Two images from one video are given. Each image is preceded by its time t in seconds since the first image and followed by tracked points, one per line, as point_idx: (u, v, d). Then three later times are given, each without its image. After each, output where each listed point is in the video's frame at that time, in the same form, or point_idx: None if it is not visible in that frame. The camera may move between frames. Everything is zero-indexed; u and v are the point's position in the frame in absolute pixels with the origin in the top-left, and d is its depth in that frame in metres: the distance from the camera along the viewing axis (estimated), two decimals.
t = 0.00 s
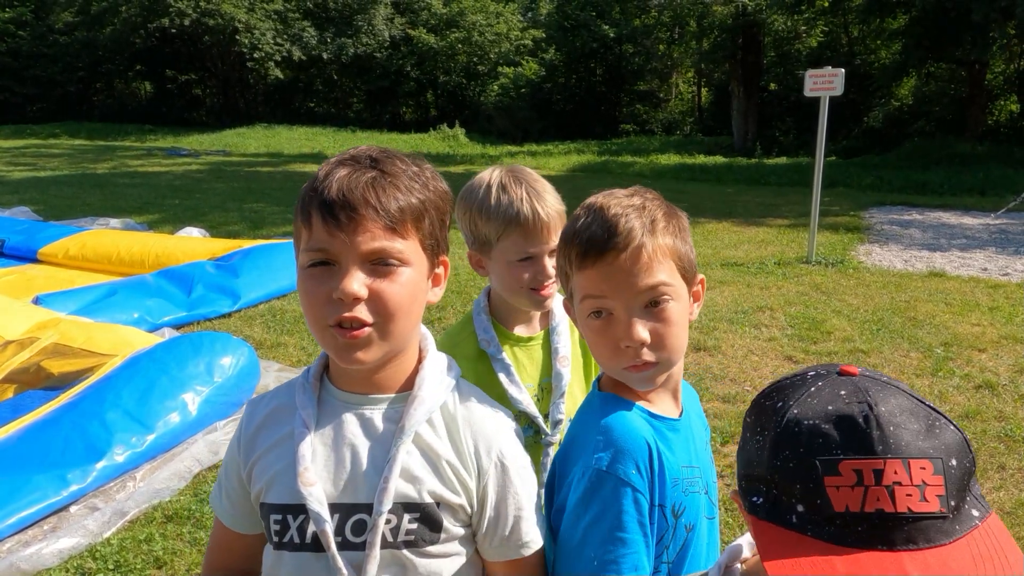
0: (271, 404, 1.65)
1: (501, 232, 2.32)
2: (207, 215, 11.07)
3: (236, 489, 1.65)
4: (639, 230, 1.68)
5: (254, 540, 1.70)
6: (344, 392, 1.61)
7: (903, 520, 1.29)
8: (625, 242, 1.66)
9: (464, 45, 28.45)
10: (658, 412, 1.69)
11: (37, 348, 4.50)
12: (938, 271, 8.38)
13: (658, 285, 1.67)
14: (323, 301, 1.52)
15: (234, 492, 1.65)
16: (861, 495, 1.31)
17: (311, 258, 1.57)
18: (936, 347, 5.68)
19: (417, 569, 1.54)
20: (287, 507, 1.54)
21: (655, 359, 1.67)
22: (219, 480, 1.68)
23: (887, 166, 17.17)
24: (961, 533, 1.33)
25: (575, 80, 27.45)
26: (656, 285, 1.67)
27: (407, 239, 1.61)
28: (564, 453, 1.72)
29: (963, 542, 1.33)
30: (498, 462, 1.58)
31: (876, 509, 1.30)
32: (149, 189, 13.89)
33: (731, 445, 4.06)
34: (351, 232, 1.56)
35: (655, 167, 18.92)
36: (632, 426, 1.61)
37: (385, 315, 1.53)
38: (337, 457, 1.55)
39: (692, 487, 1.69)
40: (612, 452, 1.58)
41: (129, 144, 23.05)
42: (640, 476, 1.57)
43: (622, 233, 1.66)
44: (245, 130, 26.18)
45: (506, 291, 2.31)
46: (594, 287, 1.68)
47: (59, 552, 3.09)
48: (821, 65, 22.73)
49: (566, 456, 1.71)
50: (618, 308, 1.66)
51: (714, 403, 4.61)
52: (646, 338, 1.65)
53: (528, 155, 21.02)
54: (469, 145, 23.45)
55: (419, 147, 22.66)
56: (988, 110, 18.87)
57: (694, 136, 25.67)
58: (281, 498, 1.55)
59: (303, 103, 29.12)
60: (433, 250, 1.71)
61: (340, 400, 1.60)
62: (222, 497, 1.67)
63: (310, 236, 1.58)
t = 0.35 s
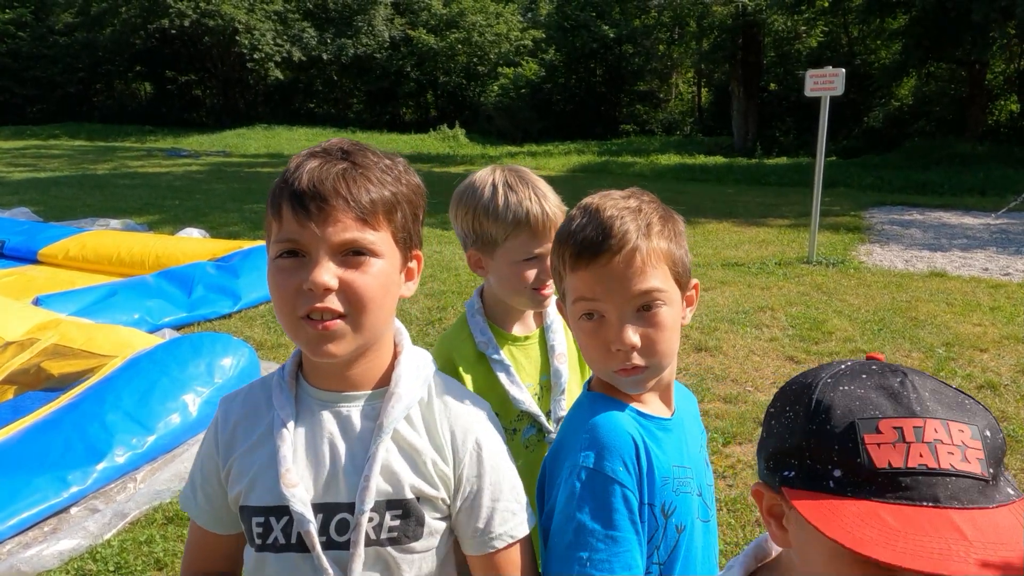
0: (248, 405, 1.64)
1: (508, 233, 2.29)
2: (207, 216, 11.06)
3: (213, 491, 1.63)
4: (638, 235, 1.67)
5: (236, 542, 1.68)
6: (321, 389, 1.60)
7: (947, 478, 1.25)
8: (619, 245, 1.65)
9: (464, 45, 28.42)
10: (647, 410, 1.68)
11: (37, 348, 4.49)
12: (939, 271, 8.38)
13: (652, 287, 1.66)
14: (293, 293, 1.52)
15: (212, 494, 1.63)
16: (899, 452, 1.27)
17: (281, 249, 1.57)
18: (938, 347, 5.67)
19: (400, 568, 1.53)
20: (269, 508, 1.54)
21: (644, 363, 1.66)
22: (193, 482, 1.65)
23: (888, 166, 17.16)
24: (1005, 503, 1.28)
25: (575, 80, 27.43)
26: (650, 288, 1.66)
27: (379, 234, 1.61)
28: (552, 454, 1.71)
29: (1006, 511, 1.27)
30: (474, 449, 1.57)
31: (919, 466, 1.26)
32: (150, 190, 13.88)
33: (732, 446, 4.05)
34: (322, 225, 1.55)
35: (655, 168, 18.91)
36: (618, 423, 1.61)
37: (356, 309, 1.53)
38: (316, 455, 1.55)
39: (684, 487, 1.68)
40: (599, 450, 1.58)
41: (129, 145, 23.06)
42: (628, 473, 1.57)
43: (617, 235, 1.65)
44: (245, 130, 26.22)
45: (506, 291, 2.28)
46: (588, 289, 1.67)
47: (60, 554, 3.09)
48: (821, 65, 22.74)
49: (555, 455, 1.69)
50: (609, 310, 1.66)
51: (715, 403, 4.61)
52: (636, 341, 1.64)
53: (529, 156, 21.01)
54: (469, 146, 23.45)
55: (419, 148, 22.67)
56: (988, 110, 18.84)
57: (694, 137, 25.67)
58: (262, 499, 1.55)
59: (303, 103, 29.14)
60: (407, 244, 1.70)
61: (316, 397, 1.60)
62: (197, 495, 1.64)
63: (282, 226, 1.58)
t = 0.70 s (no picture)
0: (224, 404, 1.64)
1: (511, 236, 2.30)
2: (207, 217, 11.05)
3: (190, 489, 1.63)
4: (639, 241, 1.67)
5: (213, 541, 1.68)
6: (295, 392, 1.60)
7: (869, 416, 1.25)
8: (620, 250, 1.65)
9: (464, 46, 28.42)
10: (632, 412, 1.68)
11: (39, 350, 4.49)
12: (940, 271, 8.38)
13: (649, 293, 1.66)
14: (261, 300, 1.51)
15: (190, 493, 1.63)
16: (832, 397, 1.31)
17: (250, 256, 1.56)
18: (939, 347, 5.68)
19: (368, 567, 1.52)
20: (240, 507, 1.53)
21: (638, 367, 1.66)
22: (172, 483, 1.65)
23: (889, 166, 17.15)
24: (938, 454, 1.23)
25: (575, 81, 27.45)
26: (647, 294, 1.67)
27: (349, 242, 1.61)
28: (539, 457, 1.71)
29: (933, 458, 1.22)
30: (443, 448, 1.56)
31: (845, 407, 1.28)
32: (151, 191, 13.87)
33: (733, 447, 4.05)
34: (289, 233, 1.55)
35: (656, 168, 18.92)
36: (602, 424, 1.61)
37: (325, 317, 1.53)
38: (286, 454, 1.55)
39: (673, 489, 1.67)
40: (582, 450, 1.57)
41: (130, 146, 23.06)
42: (612, 473, 1.57)
43: (618, 240, 1.66)
44: (245, 131, 26.23)
45: (510, 294, 2.28)
46: (588, 293, 1.67)
47: (64, 556, 3.11)
48: (820, 65, 22.76)
49: (542, 457, 1.69)
50: (607, 314, 1.66)
51: (716, 404, 4.61)
52: (631, 346, 1.64)
53: (529, 156, 21.00)
54: (469, 146, 23.46)
55: (420, 148, 22.68)
56: (988, 110, 18.85)
57: (695, 137, 25.67)
58: (233, 498, 1.54)
59: (303, 104, 29.20)
60: (377, 251, 1.69)
61: (289, 399, 1.60)
62: (176, 495, 1.64)
63: (250, 234, 1.57)
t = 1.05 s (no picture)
0: (184, 405, 1.63)
1: (516, 234, 2.30)
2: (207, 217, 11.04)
3: (153, 490, 1.63)
4: (634, 236, 1.67)
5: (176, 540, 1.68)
6: (253, 394, 1.58)
7: (854, 417, 1.24)
8: (616, 243, 1.65)
9: (464, 46, 28.44)
10: (612, 411, 1.66)
11: (39, 351, 4.48)
12: (940, 271, 8.39)
13: (639, 289, 1.65)
14: (221, 306, 1.49)
15: (153, 493, 1.62)
16: (815, 397, 1.30)
17: (210, 262, 1.54)
18: (940, 347, 5.68)
19: (324, 568, 1.51)
20: (197, 508, 1.52)
21: (625, 362, 1.64)
22: (136, 483, 1.65)
23: (889, 166, 17.14)
24: (921, 453, 1.22)
25: (575, 81, 27.47)
26: (637, 290, 1.65)
27: (309, 249, 1.59)
28: (520, 456, 1.69)
29: (918, 459, 1.21)
30: (398, 450, 1.55)
31: (830, 407, 1.28)
32: (151, 192, 13.84)
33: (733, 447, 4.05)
34: (250, 240, 1.53)
35: (656, 168, 18.92)
36: (581, 424, 1.59)
37: (284, 323, 1.51)
38: (242, 455, 1.53)
39: (656, 487, 1.65)
40: (562, 449, 1.55)
41: (131, 147, 23.06)
42: (592, 472, 1.54)
43: (616, 233, 1.65)
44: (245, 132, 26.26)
45: (516, 294, 2.28)
46: (580, 285, 1.66)
47: (65, 556, 3.09)
48: (820, 65, 22.83)
49: (523, 456, 1.67)
50: (597, 306, 1.65)
51: (716, 404, 4.61)
52: (619, 340, 1.63)
53: (529, 157, 21.01)
54: (469, 147, 23.47)
55: (420, 149, 22.70)
56: (988, 110, 18.87)
57: (695, 137, 25.70)
58: (191, 499, 1.53)
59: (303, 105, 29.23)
60: (336, 260, 1.68)
61: (247, 401, 1.58)
62: (140, 496, 1.64)
63: (212, 241, 1.55)
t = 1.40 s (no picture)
0: (178, 417, 1.60)
1: (516, 234, 2.30)
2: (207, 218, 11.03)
3: (148, 504, 1.60)
4: (627, 235, 1.67)
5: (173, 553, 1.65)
6: (249, 401, 1.57)
7: (876, 412, 1.27)
8: (611, 242, 1.65)
9: (464, 47, 28.44)
10: (599, 415, 1.67)
11: (40, 352, 4.48)
12: (940, 271, 8.39)
13: (630, 289, 1.65)
14: (212, 304, 1.49)
15: (148, 507, 1.60)
16: (834, 396, 1.33)
17: (201, 263, 1.54)
18: (940, 347, 5.68)
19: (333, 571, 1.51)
20: (199, 519, 1.50)
21: (615, 360, 1.64)
22: (129, 497, 1.62)
23: (889, 166, 17.14)
24: (948, 449, 1.23)
25: (575, 82, 27.46)
26: (629, 289, 1.65)
27: (298, 245, 1.59)
28: (504, 457, 1.70)
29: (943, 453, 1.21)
30: (405, 449, 1.58)
31: (850, 404, 1.30)
32: (152, 193, 13.84)
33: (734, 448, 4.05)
34: (239, 236, 1.53)
35: (656, 168, 18.92)
36: (564, 428, 1.59)
37: (276, 320, 1.50)
38: (245, 462, 1.52)
39: (636, 489, 1.63)
40: (537, 454, 1.57)
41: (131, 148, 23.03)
42: (568, 477, 1.55)
43: (610, 232, 1.65)
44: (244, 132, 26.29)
45: (516, 295, 2.28)
46: (572, 283, 1.65)
47: (66, 557, 3.08)
48: (821, 66, 22.86)
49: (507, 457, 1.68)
50: (588, 304, 1.64)
51: (717, 404, 4.61)
52: (610, 338, 1.62)
53: (529, 157, 21.02)
54: (469, 147, 23.47)
55: (420, 149, 22.71)
56: (988, 110, 18.86)
57: (695, 137, 25.70)
58: (192, 511, 1.50)
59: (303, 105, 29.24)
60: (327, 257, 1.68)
61: (244, 408, 1.57)
62: (134, 512, 1.61)
63: (201, 241, 1.55)
